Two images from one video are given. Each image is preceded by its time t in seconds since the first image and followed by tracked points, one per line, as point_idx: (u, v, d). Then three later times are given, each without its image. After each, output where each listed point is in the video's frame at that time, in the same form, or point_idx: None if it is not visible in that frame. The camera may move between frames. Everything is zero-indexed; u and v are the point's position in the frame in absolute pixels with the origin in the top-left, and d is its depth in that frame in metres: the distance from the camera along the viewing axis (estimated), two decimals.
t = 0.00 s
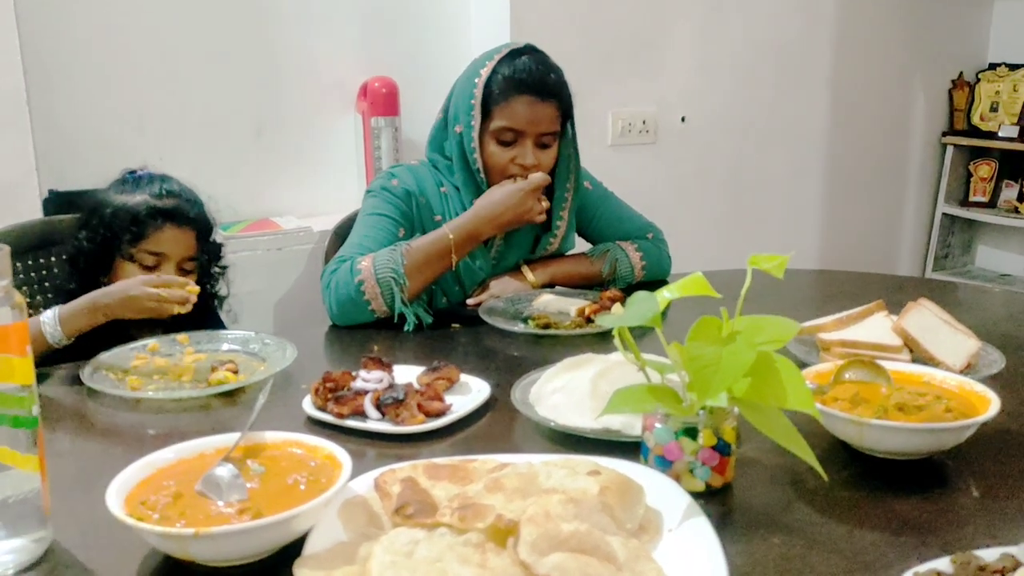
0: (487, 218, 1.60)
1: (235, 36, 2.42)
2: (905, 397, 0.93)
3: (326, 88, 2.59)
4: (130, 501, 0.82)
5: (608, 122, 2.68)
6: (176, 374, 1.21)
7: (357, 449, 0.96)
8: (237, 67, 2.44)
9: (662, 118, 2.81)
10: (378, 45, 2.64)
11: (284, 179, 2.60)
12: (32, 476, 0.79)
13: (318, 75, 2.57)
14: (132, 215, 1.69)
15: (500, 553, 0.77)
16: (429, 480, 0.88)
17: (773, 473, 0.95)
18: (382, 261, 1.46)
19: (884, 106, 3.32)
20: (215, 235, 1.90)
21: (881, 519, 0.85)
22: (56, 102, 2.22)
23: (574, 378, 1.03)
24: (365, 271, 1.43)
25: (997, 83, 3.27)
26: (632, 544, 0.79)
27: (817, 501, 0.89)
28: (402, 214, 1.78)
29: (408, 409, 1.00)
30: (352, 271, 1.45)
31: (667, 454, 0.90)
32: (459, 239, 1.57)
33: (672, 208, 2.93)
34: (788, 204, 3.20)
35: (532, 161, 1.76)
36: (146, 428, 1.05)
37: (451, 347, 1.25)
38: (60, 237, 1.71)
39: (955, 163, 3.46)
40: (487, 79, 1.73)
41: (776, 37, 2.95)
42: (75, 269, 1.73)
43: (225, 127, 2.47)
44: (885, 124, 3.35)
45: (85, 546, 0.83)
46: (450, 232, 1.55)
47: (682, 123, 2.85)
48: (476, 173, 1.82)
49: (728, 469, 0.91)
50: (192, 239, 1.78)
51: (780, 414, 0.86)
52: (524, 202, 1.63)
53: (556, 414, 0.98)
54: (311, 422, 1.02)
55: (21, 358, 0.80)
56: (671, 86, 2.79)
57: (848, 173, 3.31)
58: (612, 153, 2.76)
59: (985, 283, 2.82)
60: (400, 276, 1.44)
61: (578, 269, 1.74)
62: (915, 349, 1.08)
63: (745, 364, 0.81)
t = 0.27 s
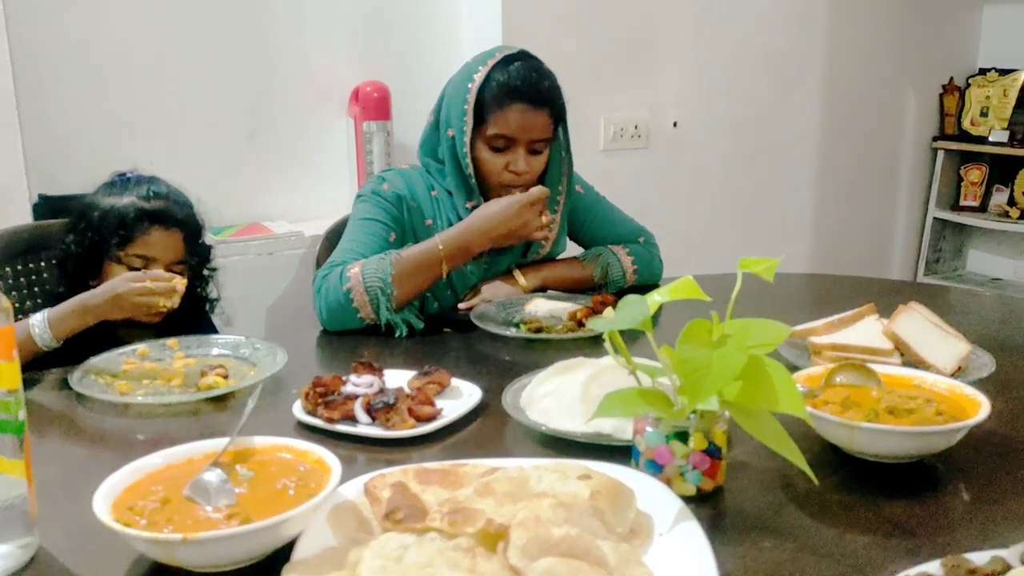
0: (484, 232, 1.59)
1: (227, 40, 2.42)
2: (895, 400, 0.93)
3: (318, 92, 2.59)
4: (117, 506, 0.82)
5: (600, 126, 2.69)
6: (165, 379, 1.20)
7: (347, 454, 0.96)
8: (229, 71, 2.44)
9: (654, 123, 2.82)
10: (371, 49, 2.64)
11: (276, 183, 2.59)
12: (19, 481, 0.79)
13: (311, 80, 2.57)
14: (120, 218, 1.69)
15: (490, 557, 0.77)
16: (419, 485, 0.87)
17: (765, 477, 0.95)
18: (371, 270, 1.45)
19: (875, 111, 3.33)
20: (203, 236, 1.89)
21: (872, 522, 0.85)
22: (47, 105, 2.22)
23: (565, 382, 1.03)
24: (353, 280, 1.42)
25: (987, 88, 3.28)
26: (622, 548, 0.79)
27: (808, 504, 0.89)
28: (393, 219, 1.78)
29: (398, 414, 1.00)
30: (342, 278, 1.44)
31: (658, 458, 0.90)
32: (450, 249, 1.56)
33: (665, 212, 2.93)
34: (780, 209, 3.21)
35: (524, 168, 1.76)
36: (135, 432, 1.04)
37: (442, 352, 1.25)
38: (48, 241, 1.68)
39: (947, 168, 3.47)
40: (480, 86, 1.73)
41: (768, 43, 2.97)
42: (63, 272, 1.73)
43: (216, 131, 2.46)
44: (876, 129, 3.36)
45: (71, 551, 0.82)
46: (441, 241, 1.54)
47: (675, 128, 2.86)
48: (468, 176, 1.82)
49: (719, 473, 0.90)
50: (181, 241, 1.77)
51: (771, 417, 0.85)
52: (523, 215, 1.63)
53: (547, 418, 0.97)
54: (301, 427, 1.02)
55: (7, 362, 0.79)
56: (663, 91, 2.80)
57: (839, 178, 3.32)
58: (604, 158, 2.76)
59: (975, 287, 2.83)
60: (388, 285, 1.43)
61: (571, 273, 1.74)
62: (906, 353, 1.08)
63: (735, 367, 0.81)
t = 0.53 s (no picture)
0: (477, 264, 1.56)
1: (210, 47, 2.41)
2: (877, 405, 0.93)
3: (302, 99, 2.58)
4: (98, 516, 0.81)
5: (584, 133, 2.70)
6: (146, 388, 1.19)
7: (331, 462, 0.95)
8: (211, 78, 2.43)
9: (638, 130, 2.83)
10: (354, 57, 2.64)
11: (258, 190, 2.58)
12: None
13: (294, 87, 2.56)
14: (102, 228, 1.66)
15: (475, 565, 0.77)
16: (403, 493, 0.87)
17: (748, 483, 0.95)
18: (357, 281, 1.45)
19: (856, 119, 3.37)
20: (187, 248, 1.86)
21: (855, 527, 0.85)
22: (27, 112, 2.20)
23: (549, 389, 1.03)
24: (338, 290, 1.42)
25: (966, 96, 3.32)
26: (607, 554, 0.79)
27: (791, 510, 0.89)
28: (377, 226, 1.78)
29: (382, 422, 1.00)
30: (326, 288, 1.44)
31: (642, 464, 0.90)
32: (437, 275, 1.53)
33: (648, 219, 2.95)
34: (763, 215, 3.23)
35: (511, 176, 1.74)
36: (116, 442, 1.03)
37: (427, 359, 1.24)
38: (31, 249, 1.73)
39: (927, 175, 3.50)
40: (469, 92, 1.73)
41: (750, 51, 2.99)
42: (45, 279, 1.73)
43: (198, 138, 2.45)
44: (857, 136, 3.39)
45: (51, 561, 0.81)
46: (427, 265, 1.51)
47: (658, 135, 2.87)
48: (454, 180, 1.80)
49: (703, 479, 0.91)
50: (163, 254, 1.74)
51: (754, 422, 0.86)
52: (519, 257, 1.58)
53: (531, 425, 0.97)
54: (284, 435, 1.01)
55: None
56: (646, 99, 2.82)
57: (821, 185, 3.35)
58: (588, 165, 2.77)
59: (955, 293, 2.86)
60: (373, 297, 1.42)
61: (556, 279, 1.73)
62: (888, 359, 1.09)
63: (717, 372, 0.81)
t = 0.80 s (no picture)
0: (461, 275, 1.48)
1: (190, 51, 2.39)
2: (858, 407, 0.94)
3: (283, 103, 2.57)
4: (74, 524, 0.80)
5: (567, 137, 2.70)
6: (125, 394, 1.17)
7: (313, 468, 0.94)
8: (191, 82, 2.42)
9: (620, 135, 2.84)
10: (336, 60, 2.63)
11: (240, 194, 2.57)
12: None
13: (276, 90, 2.55)
14: (82, 234, 1.64)
15: (457, 571, 0.76)
16: (385, 498, 0.86)
17: (732, 486, 0.95)
18: (347, 283, 1.42)
19: (837, 124, 3.39)
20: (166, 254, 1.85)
21: (837, 530, 0.85)
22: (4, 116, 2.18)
23: (532, 393, 1.02)
24: (326, 291, 1.39)
25: (945, 101, 3.35)
26: (590, 558, 0.79)
27: (774, 513, 0.89)
28: (358, 230, 1.77)
29: (364, 427, 0.99)
30: (315, 290, 1.41)
31: (625, 467, 0.90)
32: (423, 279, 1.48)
33: (631, 223, 2.95)
34: (745, 219, 3.25)
35: (496, 178, 1.73)
36: (94, 448, 1.02)
37: (410, 363, 1.24)
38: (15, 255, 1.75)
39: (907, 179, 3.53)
40: (456, 95, 1.72)
41: (732, 56, 3.01)
42: (22, 284, 1.71)
43: (179, 143, 2.43)
44: (838, 140, 3.42)
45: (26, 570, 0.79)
46: (414, 269, 1.46)
47: (641, 138, 2.88)
48: (438, 180, 1.78)
49: (687, 482, 0.91)
50: (143, 261, 1.72)
51: (735, 425, 0.86)
52: (508, 273, 1.49)
53: (515, 429, 0.97)
54: (265, 441, 1.00)
55: None
56: (629, 104, 2.83)
57: (803, 189, 3.37)
58: (571, 169, 2.78)
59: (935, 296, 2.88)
60: (363, 299, 1.39)
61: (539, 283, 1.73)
62: (870, 362, 1.09)
63: (700, 375, 0.81)
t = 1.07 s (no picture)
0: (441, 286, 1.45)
1: (162, 55, 2.38)
2: (832, 410, 0.95)
3: (258, 107, 2.55)
4: (45, 533, 0.78)
5: (543, 141, 2.71)
6: (97, 402, 1.16)
7: (289, 475, 0.94)
8: (165, 86, 2.40)
9: (597, 139, 2.85)
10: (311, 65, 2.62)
11: (214, 199, 2.55)
12: None
13: (251, 94, 2.54)
14: (52, 241, 1.62)
15: None
16: (362, 504, 0.86)
17: (707, 489, 0.95)
18: (328, 290, 1.41)
19: (810, 128, 3.43)
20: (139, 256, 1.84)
21: (812, 531, 0.86)
22: None
23: (509, 398, 1.02)
24: (308, 297, 1.38)
25: (916, 106, 3.40)
26: (566, 563, 0.79)
27: (749, 515, 0.90)
28: (335, 236, 1.76)
29: (341, 433, 0.99)
30: (296, 295, 1.39)
31: (602, 471, 0.90)
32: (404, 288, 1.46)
33: (608, 227, 2.97)
34: (721, 223, 3.27)
35: (474, 181, 1.74)
36: (66, 456, 1.01)
37: (387, 368, 1.23)
38: None
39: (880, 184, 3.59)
40: (436, 97, 1.71)
41: (706, 61, 3.03)
42: None
43: (151, 148, 2.41)
44: (811, 145, 3.46)
45: None
46: (395, 278, 1.44)
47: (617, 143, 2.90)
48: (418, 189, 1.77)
49: (662, 485, 0.91)
50: (115, 266, 1.71)
51: (710, 428, 0.87)
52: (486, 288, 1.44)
53: (492, 433, 0.97)
54: (241, 448, 0.99)
55: None
56: (606, 108, 2.84)
57: (778, 193, 3.40)
58: (548, 173, 2.79)
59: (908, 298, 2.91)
60: (344, 306, 1.38)
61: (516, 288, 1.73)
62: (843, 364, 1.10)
63: (675, 379, 0.82)
